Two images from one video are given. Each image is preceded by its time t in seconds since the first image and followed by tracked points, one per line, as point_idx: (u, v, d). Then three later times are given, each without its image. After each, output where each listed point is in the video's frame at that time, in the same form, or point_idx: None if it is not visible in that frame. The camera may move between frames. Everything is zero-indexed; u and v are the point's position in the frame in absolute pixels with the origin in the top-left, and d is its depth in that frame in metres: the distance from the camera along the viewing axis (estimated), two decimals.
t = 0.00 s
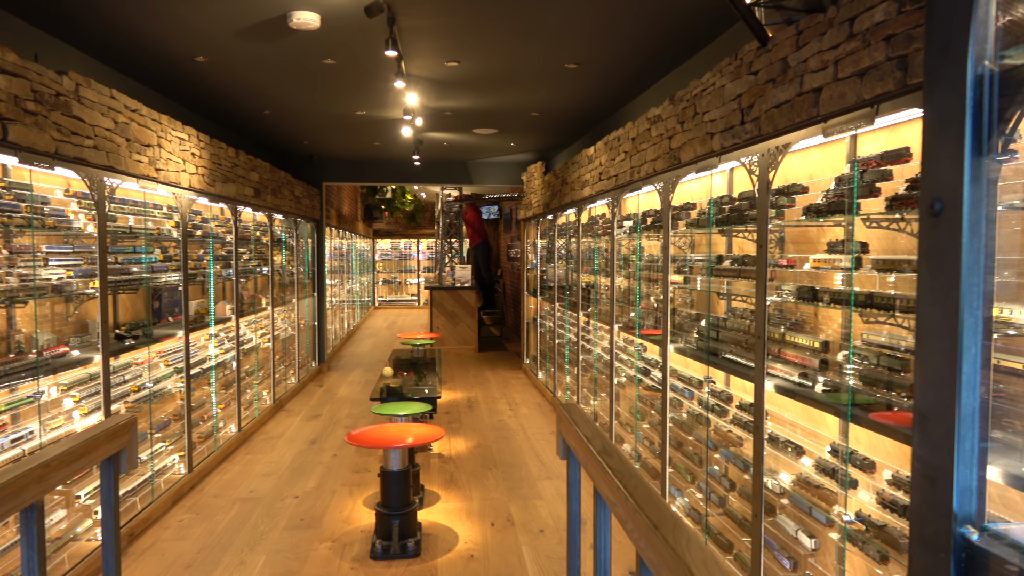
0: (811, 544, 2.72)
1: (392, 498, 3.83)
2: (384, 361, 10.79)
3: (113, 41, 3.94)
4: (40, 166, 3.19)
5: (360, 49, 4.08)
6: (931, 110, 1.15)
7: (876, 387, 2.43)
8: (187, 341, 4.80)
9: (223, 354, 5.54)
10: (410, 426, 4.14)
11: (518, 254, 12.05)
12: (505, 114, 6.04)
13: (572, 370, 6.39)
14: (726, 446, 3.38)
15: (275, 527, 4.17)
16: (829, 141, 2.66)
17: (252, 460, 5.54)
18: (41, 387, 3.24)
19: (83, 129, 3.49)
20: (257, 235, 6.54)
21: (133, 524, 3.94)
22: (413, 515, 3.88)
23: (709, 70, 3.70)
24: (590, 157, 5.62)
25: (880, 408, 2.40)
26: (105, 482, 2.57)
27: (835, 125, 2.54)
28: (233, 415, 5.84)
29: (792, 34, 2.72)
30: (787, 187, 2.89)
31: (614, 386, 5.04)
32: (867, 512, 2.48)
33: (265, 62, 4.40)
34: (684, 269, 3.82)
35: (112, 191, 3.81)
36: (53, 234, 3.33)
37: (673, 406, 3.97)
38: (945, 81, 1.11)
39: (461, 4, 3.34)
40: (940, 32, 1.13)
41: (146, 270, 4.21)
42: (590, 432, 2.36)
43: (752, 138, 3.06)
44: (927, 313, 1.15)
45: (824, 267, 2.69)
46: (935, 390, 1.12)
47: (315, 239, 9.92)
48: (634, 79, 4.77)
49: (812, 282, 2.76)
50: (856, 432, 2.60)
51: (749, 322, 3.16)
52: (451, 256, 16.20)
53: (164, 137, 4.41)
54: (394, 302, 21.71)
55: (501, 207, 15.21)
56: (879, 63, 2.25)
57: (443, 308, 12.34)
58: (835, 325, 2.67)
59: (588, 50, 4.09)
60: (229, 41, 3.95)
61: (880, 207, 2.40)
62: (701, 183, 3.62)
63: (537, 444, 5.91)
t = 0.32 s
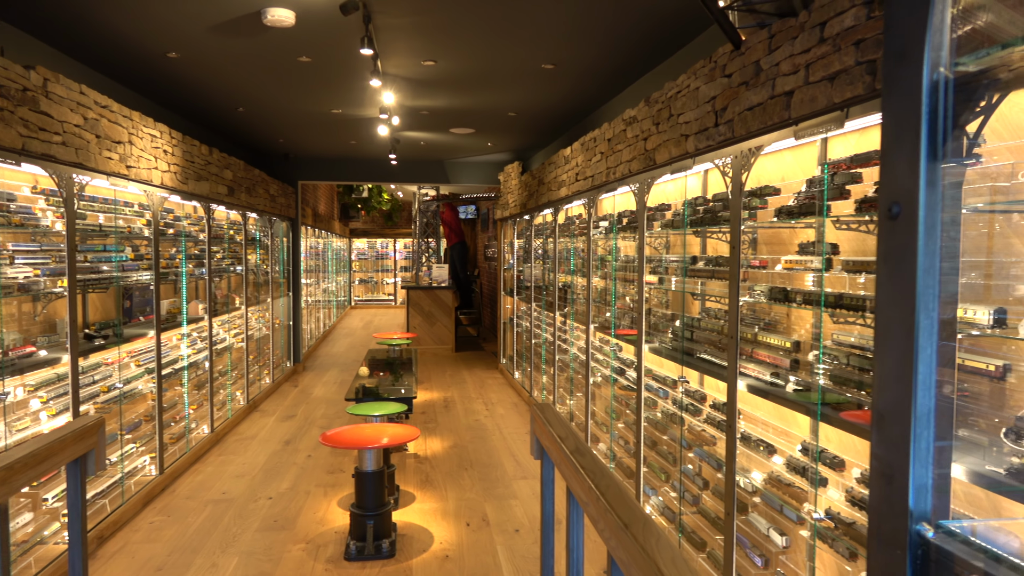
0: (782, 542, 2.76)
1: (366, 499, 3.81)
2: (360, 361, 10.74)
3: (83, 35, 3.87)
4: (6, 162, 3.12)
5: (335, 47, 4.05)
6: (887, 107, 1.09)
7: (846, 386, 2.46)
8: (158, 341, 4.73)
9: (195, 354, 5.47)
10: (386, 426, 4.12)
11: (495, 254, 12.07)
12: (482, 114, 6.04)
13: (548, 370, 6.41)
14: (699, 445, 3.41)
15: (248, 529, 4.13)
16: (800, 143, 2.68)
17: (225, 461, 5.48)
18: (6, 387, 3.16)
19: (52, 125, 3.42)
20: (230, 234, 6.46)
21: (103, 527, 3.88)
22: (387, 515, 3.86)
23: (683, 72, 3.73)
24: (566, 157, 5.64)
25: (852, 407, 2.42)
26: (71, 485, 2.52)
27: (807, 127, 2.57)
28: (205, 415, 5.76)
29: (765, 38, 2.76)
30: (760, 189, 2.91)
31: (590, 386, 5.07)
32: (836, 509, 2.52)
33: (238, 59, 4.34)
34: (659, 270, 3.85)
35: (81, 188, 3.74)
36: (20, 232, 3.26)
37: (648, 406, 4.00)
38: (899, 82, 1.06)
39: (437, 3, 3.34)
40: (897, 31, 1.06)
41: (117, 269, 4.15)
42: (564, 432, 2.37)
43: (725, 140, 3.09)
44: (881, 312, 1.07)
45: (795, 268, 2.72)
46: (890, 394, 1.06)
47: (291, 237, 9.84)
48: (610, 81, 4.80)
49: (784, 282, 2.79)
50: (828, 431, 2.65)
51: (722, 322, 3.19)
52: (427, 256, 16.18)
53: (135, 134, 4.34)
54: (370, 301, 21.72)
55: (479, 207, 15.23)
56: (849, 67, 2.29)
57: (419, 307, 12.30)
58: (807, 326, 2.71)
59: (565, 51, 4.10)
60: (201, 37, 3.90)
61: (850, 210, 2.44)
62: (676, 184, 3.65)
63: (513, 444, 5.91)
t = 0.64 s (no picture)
0: (756, 538, 2.79)
1: (342, 500, 3.78)
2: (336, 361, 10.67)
3: (52, 31, 3.79)
4: None
5: (312, 45, 4.02)
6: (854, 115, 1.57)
7: (817, 384, 2.48)
8: (130, 342, 4.66)
9: (168, 355, 5.39)
10: (363, 426, 4.10)
11: (472, 254, 12.07)
12: (459, 113, 6.04)
13: (526, 370, 6.42)
14: (675, 443, 3.43)
15: (222, 531, 4.09)
16: (773, 143, 2.72)
17: (199, 463, 5.41)
18: None
19: (19, 122, 3.34)
20: (204, 233, 6.38)
21: (73, 531, 3.81)
22: (363, 517, 3.84)
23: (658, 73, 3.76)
24: (543, 157, 5.65)
25: (823, 404, 2.43)
26: (38, 489, 2.47)
27: (778, 129, 2.60)
28: (178, 417, 5.70)
29: (738, 40, 2.78)
30: (733, 189, 2.94)
31: (567, 385, 5.08)
32: (808, 505, 2.54)
33: (212, 57, 4.30)
34: (634, 269, 3.88)
35: (50, 187, 3.67)
36: None
37: (624, 404, 4.03)
38: (865, 89, 1.52)
39: (413, 2, 3.33)
40: (866, 42, 1.52)
41: (87, 269, 4.08)
42: (538, 431, 2.38)
43: (699, 141, 3.12)
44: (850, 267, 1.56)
45: (767, 267, 2.75)
46: (857, 330, 1.54)
47: (265, 237, 9.74)
48: (588, 81, 4.82)
49: (756, 281, 2.82)
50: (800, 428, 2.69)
51: (696, 321, 3.22)
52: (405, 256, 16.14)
53: (106, 132, 4.27)
54: (348, 301, 21.67)
55: (456, 207, 15.22)
56: (819, 70, 2.31)
57: (397, 307, 12.25)
58: (779, 325, 2.75)
59: (542, 51, 4.11)
60: (174, 34, 3.85)
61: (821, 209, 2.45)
62: (652, 184, 3.68)
63: (491, 444, 5.92)
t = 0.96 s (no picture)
0: (732, 535, 2.80)
1: (320, 502, 3.77)
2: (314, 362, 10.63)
3: (21, 27, 3.72)
4: None
5: (287, 44, 3.99)
6: (806, 105, 1.06)
7: (789, 381, 2.52)
8: (103, 344, 4.59)
9: (142, 357, 5.33)
10: (340, 427, 4.09)
11: (451, 254, 12.08)
12: (435, 113, 6.02)
13: (504, 369, 6.43)
14: (652, 441, 3.45)
15: (198, 535, 4.05)
16: (748, 143, 2.74)
17: (174, 466, 5.36)
18: None
19: None
20: (178, 233, 6.31)
21: (44, 536, 3.76)
22: (341, 518, 3.83)
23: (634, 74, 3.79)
24: (521, 157, 5.66)
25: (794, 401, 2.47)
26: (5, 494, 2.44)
27: (752, 129, 2.62)
28: (153, 420, 5.63)
29: (712, 41, 2.80)
30: (708, 189, 2.96)
31: (546, 385, 5.10)
32: (782, 502, 2.57)
33: (187, 55, 4.25)
34: (612, 269, 3.90)
35: (19, 186, 3.61)
36: None
37: (602, 403, 4.05)
38: (815, 87, 1.03)
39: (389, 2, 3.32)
40: (812, 37, 1.04)
41: (59, 270, 4.02)
42: (513, 430, 2.37)
43: (674, 141, 3.14)
44: (800, 306, 1.06)
45: (741, 267, 2.78)
46: (808, 391, 1.04)
47: (242, 237, 9.67)
48: (565, 82, 4.84)
49: (730, 280, 2.85)
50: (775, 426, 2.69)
51: (672, 320, 3.25)
52: (384, 256, 16.11)
53: (77, 131, 4.20)
54: (326, 302, 21.66)
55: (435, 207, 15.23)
56: (791, 71, 2.34)
57: (375, 307, 12.23)
58: (754, 323, 2.78)
59: (519, 51, 4.11)
60: (147, 32, 3.80)
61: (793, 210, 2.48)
62: (629, 184, 3.70)
63: (469, 444, 5.92)
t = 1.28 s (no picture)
0: (707, 532, 2.82)
1: (297, 503, 3.76)
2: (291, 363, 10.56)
3: None
4: None
5: (262, 41, 3.96)
6: (767, 105, 1.05)
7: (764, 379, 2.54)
8: (74, 345, 4.51)
9: (115, 358, 5.25)
10: (317, 428, 4.08)
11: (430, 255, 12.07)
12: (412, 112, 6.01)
13: (483, 369, 6.44)
14: (629, 440, 3.47)
15: (171, 538, 4.00)
16: (723, 144, 2.76)
17: (147, 469, 5.29)
18: None
19: None
20: (152, 233, 6.22)
21: (13, 541, 3.69)
22: (318, 520, 3.81)
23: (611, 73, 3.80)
24: (498, 156, 5.67)
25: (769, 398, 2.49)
26: None
27: (726, 129, 2.64)
28: (126, 422, 5.56)
29: (687, 42, 2.82)
30: (684, 189, 2.98)
31: (524, 384, 5.11)
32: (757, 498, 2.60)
33: (161, 52, 4.19)
34: (589, 268, 3.92)
35: None
36: None
37: (579, 402, 4.06)
38: (777, 87, 1.02)
39: None
40: (773, 37, 1.03)
41: (28, 270, 3.95)
42: (489, 430, 2.37)
43: (650, 142, 3.15)
44: (762, 303, 1.05)
45: (716, 266, 2.81)
46: (770, 388, 1.04)
47: (217, 236, 9.58)
48: (543, 81, 4.85)
49: (706, 280, 2.87)
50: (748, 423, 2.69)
51: (648, 319, 3.27)
52: (362, 256, 16.07)
53: (47, 128, 4.12)
54: (304, 302, 21.64)
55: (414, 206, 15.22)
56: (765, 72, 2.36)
57: (353, 307, 12.20)
58: (728, 321, 2.80)
59: (498, 50, 4.11)
60: (119, 28, 3.75)
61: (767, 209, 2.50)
62: (606, 183, 3.71)
63: (447, 444, 5.91)
